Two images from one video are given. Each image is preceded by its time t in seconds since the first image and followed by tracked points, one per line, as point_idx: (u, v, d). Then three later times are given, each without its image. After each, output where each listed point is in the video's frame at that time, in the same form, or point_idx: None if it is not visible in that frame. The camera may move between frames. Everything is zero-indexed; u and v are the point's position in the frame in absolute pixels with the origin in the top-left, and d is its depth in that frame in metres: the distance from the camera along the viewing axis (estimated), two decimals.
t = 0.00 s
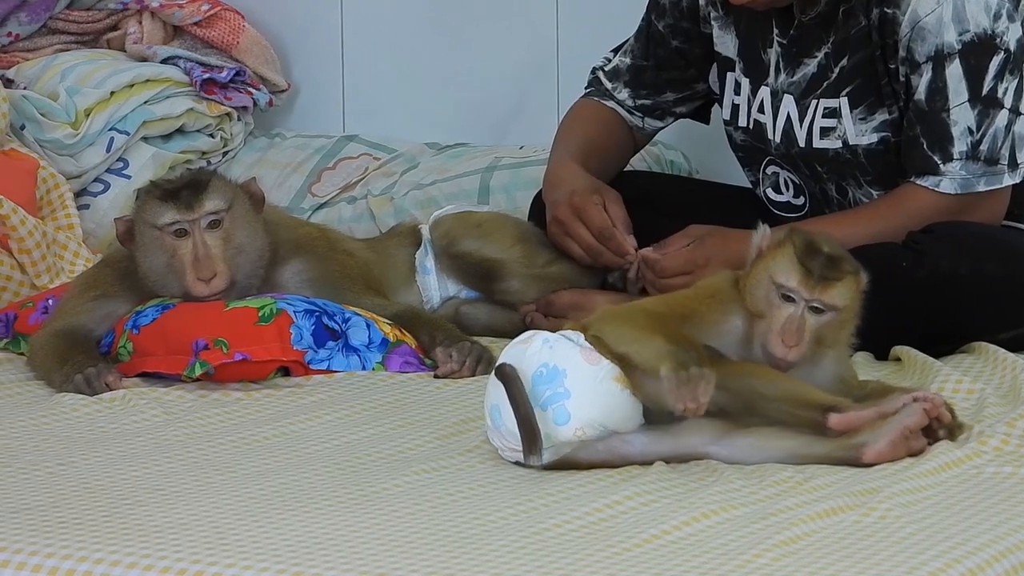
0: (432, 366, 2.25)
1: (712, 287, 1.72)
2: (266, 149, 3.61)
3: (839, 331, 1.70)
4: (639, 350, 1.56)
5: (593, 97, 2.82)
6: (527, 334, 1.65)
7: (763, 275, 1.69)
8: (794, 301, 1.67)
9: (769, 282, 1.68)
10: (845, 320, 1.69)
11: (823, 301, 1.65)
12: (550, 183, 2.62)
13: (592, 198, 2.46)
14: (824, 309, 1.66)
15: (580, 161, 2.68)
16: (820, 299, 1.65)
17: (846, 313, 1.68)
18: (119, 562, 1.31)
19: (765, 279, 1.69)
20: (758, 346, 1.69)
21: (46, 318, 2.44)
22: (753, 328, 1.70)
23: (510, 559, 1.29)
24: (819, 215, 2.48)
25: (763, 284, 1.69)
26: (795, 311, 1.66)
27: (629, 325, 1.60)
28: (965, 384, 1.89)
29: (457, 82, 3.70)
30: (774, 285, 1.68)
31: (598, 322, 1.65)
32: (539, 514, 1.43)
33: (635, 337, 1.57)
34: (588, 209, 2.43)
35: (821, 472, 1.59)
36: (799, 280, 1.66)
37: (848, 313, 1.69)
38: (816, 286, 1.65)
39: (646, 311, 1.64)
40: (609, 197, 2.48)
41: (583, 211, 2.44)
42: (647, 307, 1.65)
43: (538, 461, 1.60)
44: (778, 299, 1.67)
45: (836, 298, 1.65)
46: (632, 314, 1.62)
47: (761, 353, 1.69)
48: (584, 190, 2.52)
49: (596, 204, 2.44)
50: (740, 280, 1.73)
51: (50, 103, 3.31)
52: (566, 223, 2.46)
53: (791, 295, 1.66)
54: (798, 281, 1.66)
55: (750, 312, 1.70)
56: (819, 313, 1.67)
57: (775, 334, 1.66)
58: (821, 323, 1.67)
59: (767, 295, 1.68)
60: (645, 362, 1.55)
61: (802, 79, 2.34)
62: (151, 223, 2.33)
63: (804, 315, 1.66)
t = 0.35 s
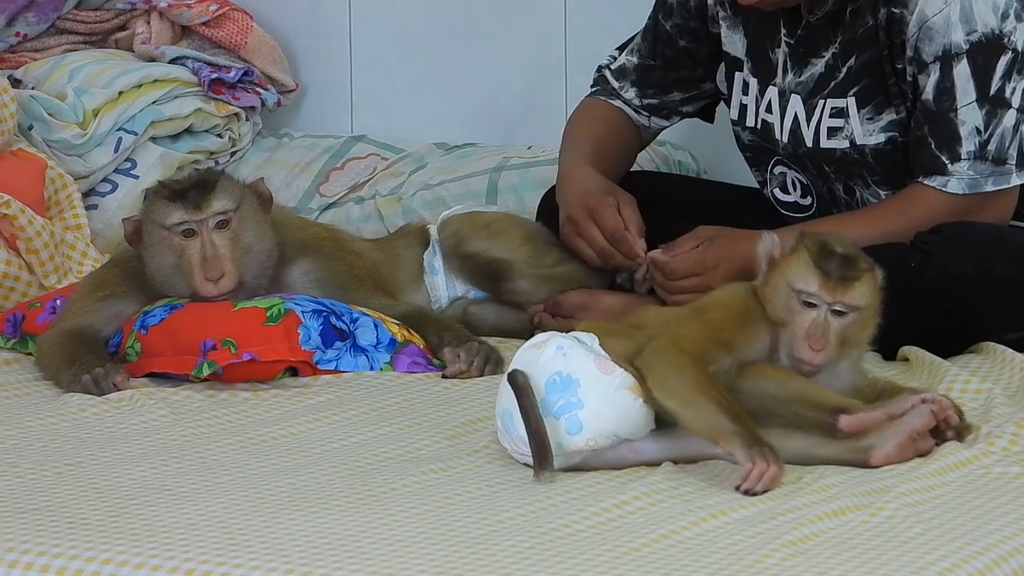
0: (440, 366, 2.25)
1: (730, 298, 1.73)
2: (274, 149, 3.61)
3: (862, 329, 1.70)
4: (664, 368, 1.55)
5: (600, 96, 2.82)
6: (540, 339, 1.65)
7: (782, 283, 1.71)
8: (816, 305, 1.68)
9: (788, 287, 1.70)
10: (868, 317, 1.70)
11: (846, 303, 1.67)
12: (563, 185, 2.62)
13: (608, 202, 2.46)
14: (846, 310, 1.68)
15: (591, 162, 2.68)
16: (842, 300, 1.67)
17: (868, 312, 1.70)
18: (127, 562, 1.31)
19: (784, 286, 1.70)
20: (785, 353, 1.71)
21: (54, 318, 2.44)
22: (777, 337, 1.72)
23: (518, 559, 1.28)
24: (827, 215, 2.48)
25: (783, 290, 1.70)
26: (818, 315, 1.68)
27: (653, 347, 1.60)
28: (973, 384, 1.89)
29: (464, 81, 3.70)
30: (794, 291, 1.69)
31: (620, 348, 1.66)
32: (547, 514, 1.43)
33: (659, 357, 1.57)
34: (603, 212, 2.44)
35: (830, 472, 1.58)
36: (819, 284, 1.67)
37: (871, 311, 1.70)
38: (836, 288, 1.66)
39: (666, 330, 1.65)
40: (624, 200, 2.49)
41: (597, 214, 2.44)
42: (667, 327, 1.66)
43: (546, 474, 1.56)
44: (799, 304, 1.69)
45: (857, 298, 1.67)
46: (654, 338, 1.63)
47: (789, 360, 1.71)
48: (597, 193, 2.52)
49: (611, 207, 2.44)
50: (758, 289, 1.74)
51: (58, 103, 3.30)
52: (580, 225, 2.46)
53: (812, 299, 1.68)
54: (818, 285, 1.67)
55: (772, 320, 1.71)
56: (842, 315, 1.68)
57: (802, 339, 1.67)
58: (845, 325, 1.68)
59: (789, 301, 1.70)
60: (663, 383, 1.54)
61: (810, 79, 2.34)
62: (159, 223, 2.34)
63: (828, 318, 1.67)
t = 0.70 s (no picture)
0: (448, 366, 2.25)
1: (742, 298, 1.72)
2: (281, 149, 3.61)
3: (875, 325, 1.71)
4: (682, 361, 1.56)
5: (612, 96, 2.82)
6: (547, 338, 1.64)
7: (795, 286, 1.69)
8: (832, 306, 1.68)
9: (802, 288, 1.68)
10: (880, 314, 1.71)
11: (862, 303, 1.66)
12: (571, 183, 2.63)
13: (610, 198, 2.45)
14: (862, 309, 1.68)
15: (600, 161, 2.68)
16: (859, 300, 1.66)
17: (880, 310, 1.70)
18: (134, 561, 1.31)
19: (798, 288, 1.69)
20: (798, 353, 1.71)
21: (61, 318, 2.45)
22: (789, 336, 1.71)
23: (527, 558, 1.28)
24: (834, 214, 2.48)
25: (796, 291, 1.69)
26: (833, 315, 1.67)
27: (667, 341, 1.60)
28: (980, 384, 1.89)
29: (472, 82, 3.70)
30: (809, 292, 1.68)
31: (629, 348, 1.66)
32: (555, 514, 1.42)
33: (676, 351, 1.57)
34: (604, 209, 2.43)
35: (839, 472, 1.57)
36: (835, 285, 1.66)
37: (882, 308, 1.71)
38: (852, 289, 1.66)
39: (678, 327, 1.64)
40: (627, 199, 2.48)
41: (600, 211, 2.44)
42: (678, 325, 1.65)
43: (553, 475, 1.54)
44: (814, 305, 1.68)
45: (873, 296, 1.67)
46: (665, 334, 1.63)
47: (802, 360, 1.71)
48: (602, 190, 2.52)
49: (613, 203, 2.44)
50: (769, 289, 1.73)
51: (66, 103, 3.31)
52: (584, 221, 2.46)
53: (828, 300, 1.67)
54: (834, 287, 1.66)
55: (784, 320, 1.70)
56: (857, 313, 1.68)
57: (818, 341, 1.67)
58: (860, 323, 1.69)
59: (803, 302, 1.68)
60: (686, 378, 1.55)
61: (819, 77, 2.35)
62: (167, 223, 2.34)
63: (844, 318, 1.67)
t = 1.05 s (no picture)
0: (449, 366, 2.25)
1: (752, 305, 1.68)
2: (282, 149, 3.61)
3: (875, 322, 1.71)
4: (697, 366, 1.55)
5: (617, 92, 2.81)
6: (550, 339, 1.64)
7: (807, 296, 1.66)
8: (842, 316, 1.65)
9: (813, 299, 1.65)
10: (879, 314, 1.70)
11: (872, 311, 1.65)
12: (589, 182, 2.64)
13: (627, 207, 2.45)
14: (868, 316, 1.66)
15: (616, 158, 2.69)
16: (868, 312, 1.64)
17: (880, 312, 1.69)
18: (135, 561, 1.31)
19: (809, 298, 1.66)
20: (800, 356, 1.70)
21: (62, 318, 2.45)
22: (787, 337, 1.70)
23: (528, 558, 1.28)
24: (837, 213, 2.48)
25: (808, 303, 1.66)
26: (844, 325, 1.65)
27: (673, 345, 1.60)
28: (981, 384, 1.89)
29: (474, 81, 3.70)
30: (820, 302, 1.65)
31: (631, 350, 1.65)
32: (555, 514, 1.42)
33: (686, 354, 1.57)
34: (619, 216, 2.43)
35: (840, 472, 1.57)
36: (847, 298, 1.64)
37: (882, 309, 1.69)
38: (865, 300, 1.63)
39: (678, 330, 1.63)
40: (645, 206, 2.47)
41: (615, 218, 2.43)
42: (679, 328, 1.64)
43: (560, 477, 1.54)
44: (825, 314, 1.66)
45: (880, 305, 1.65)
46: (672, 339, 1.61)
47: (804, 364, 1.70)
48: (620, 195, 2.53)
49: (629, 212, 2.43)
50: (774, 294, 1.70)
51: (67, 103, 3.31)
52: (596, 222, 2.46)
53: (841, 311, 1.65)
54: (848, 298, 1.63)
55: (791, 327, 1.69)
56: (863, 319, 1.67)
57: (828, 350, 1.66)
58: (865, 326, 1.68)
59: (813, 312, 1.66)
60: (704, 384, 1.54)
61: (821, 76, 2.36)
62: (168, 223, 2.34)
63: (853, 327, 1.66)
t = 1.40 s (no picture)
0: (448, 366, 2.25)
1: (780, 329, 1.70)
2: (282, 149, 3.61)
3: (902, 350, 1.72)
4: (697, 354, 1.56)
5: (618, 84, 2.84)
6: (545, 338, 1.63)
7: (838, 316, 1.67)
8: (877, 336, 1.66)
9: (846, 320, 1.67)
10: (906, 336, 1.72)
11: (904, 330, 1.66)
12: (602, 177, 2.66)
13: (642, 203, 2.46)
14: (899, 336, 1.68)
15: (626, 151, 2.71)
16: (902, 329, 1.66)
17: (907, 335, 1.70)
18: (135, 561, 1.31)
19: (842, 319, 1.67)
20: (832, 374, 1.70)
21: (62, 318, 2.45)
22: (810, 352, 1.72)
23: (528, 558, 1.28)
24: (838, 212, 2.49)
25: (839, 323, 1.67)
26: (878, 345, 1.66)
27: (674, 329, 1.60)
28: (981, 385, 1.89)
29: (474, 81, 3.70)
30: (853, 322, 1.67)
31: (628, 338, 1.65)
32: (555, 514, 1.42)
33: (687, 337, 1.58)
34: (633, 212, 2.44)
35: (839, 472, 1.57)
36: (882, 315, 1.65)
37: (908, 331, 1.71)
38: (897, 316, 1.65)
39: (683, 315, 1.65)
40: (658, 205, 2.49)
41: (629, 214, 2.44)
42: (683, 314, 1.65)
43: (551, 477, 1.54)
44: (858, 335, 1.67)
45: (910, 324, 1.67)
46: (674, 324, 1.61)
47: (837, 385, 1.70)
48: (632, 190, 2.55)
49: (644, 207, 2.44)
50: (801, 319, 1.71)
51: (67, 103, 3.31)
52: (609, 218, 2.46)
53: (873, 330, 1.66)
54: (881, 315, 1.65)
55: (821, 348, 1.70)
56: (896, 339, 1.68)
57: (864, 370, 1.67)
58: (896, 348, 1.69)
59: (847, 333, 1.67)
60: (703, 370, 1.56)
61: (822, 74, 2.35)
62: (168, 223, 2.34)
63: (887, 346, 1.67)
